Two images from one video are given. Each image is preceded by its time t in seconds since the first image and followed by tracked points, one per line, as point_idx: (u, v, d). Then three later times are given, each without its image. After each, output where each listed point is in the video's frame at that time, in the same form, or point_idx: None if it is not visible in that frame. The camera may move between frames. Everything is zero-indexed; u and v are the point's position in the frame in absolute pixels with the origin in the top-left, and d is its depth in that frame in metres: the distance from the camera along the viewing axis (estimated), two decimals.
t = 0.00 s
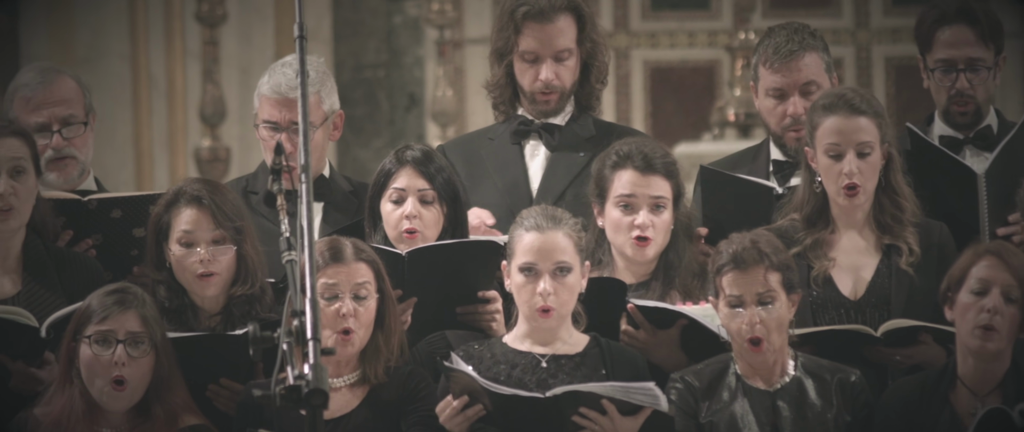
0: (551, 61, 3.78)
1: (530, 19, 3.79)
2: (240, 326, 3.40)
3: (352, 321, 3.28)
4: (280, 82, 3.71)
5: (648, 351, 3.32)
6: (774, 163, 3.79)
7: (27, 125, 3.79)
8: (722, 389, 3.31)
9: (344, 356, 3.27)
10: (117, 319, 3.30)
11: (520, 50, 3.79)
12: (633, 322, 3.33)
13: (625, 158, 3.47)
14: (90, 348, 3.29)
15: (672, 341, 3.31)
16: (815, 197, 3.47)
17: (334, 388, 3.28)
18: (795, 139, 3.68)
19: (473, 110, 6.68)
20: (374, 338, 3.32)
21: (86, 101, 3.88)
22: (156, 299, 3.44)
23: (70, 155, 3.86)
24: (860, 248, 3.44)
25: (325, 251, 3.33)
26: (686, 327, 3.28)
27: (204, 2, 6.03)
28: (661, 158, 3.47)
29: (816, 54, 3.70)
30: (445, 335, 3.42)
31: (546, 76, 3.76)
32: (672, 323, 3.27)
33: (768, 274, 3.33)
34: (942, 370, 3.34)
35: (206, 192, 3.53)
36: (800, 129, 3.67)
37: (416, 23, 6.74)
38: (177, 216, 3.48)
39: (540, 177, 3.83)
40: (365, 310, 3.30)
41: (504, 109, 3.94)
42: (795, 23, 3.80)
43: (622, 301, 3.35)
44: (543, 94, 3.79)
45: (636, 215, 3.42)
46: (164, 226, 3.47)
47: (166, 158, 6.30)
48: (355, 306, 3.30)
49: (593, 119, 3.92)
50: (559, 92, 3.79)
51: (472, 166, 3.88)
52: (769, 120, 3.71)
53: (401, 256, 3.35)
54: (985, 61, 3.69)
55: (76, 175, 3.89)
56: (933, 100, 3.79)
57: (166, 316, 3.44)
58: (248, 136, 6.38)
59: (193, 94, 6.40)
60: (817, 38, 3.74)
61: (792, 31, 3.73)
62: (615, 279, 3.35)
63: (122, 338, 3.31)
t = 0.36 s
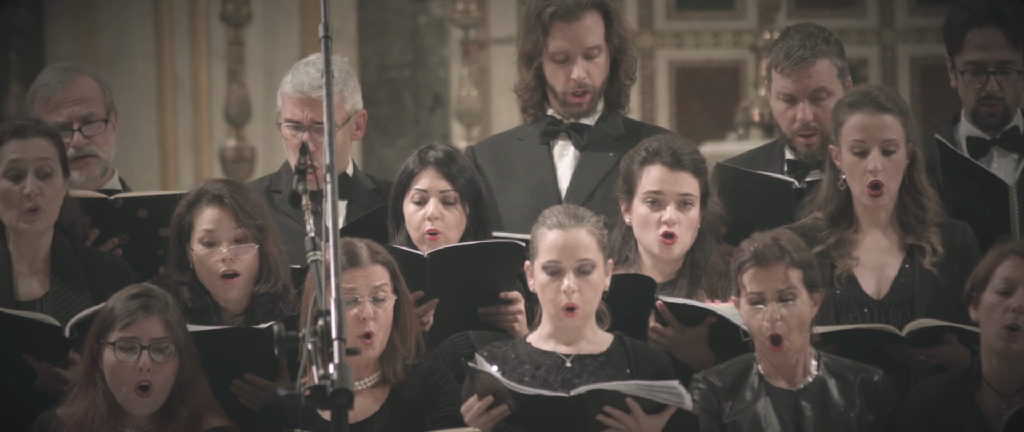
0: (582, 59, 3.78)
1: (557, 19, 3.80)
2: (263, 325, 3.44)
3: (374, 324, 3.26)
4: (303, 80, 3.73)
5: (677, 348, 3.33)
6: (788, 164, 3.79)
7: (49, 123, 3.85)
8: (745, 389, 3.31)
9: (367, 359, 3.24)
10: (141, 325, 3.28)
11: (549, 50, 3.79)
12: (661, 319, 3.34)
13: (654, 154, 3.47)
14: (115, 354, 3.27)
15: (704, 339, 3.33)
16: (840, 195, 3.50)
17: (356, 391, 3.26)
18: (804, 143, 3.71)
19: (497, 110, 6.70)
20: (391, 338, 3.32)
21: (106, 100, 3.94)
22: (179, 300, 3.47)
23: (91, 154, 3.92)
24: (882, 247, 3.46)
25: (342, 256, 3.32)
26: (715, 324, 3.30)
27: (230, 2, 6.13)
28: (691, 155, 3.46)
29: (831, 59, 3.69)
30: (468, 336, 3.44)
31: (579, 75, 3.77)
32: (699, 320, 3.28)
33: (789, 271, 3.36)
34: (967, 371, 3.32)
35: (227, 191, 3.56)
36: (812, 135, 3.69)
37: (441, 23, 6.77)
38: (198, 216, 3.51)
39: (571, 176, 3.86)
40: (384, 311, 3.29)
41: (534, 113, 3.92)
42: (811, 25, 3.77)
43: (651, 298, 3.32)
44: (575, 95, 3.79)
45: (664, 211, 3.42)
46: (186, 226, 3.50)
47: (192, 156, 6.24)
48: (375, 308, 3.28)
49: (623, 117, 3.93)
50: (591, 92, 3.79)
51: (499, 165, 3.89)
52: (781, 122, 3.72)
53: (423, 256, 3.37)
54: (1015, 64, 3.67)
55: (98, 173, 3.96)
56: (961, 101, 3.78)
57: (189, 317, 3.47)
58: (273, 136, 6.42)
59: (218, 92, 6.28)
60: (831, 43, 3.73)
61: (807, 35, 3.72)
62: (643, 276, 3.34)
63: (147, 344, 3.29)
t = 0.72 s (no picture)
0: (616, 61, 3.79)
1: (594, 19, 3.80)
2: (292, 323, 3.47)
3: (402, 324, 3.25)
4: (331, 92, 3.75)
5: (706, 352, 3.36)
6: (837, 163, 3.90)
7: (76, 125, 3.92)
8: (778, 389, 3.30)
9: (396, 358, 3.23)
10: (172, 329, 3.26)
11: (584, 50, 3.80)
12: (689, 323, 3.37)
13: (671, 162, 3.50)
14: (145, 357, 3.25)
15: (732, 341, 3.34)
16: (878, 192, 3.52)
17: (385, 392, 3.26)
18: (853, 143, 3.80)
19: (527, 110, 6.71)
20: (417, 341, 3.31)
21: (131, 100, 4.01)
22: (208, 299, 3.49)
23: (119, 154, 3.98)
24: (917, 248, 3.46)
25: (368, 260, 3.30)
26: (743, 328, 3.31)
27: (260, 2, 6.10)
28: (709, 163, 3.49)
29: (881, 61, 3.79)
30: (497, 332, 3.43)
31: (610, 76, 3.77)
32: (728, 324, 3.30)
33: (820, 273, 3.34)
34: (1000, 370, 3.29)
35: (255, 189, 3.59)
36: (858, 134, 3.78)
37: (471, 22, 6.81)
38: (226, 215, 3.53)
39: (606, 176, 3.86)
40: (411, 312, 3.28)
41: (567, 108, 3.97)
42: (865, 28, 3.87)
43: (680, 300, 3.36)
44: (606, 93, 3.80)
45: (685, 221, 3.45)
46: (214, 227, 3.52)
47: (223, 159, 6.32)
48: (402, 310, 3.27)
49: (656, 118, 3.93)
50: (624, 90, 3.80)
51: (534, 165, 3.91)
52: (830, 123, 3.83)
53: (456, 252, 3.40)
54: None
55: (125, 172, 4.02)
56: (994, 102, 3.76)
57: (218, 316, 3.48)
58: (304, 136, 6.47)
59: (249, 92, 6.36)
60: (884, 47, 3.82)
61: (860, 37, 3.82)
62: (672, 279, 3.37)
63: (178, 348, 3.27)
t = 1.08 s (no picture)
0: (646, 59, 3.80)
1: (627, 15, 3.82)
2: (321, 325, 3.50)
3: (429, 323, 3.26)
4: (365, 89, 3.78)
5: (735, 345, 3.40)
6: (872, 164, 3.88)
7: (106, 125, 3.96)
8: (809, 388, 3.29)
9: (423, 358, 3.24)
10: (200, 331, 3.27)
11: (615, 46, 3.81)
12: (718, 316, 3.42)
13: (694, 159, 3.51)
14: (173, 358, 3.25)
15: (762, 334, 3.38)
16: (908, 192, 3.50)
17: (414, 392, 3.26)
18: (890, 144, 3.75)
19: (555, 110, 6.73)
20: (444, 340, 3.34)
21: (161, 101, 4.06)
22: (236, 302, 3.52)
23: (150, 154, 4.01)
24: (948, 248, 3.46)
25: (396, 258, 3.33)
26: (772, 319, 3.34)
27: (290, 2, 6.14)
28: (731, 157, 3.50)
29: (921, 62, 3.79)
30: (526, 333, 3.46)
31: (641, 73, 3.79)
32: (757, 315, 3.34)
33: (853, 271, 3.32)
34: None
35: (283, 191, 3.63)
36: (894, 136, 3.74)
37: (500, 22, 6.83)
38: (255, 216, 3.56)
39: (637, 176, 3.87)
40: (438, 312, 3.29)
41: (598, 106, 3.98)
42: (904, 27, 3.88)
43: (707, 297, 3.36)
44: (635, 90, 3.81)
45: (709, 214, 3.45)
46: (242, 227, 3.56)
47: (252, 160, 6.37)
48: (428, 309, 3.29)
49: (686, 117, 3.94)
50: (654, 88, 3.81)
51: (565, 164, 3.93)
52: (868, 123, 3.81)
53: (483, 251, 3.40)
54: None
55: (156, 173, 4.04)
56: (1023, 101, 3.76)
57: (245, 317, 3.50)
58: (333, 136, 6.51)
59: (277, 92, 6.42)
60: (925, 47, 3.82)
61: (899, 37, 3.82)
62: (699, 272, 3.38)
63: (205, 350, 3.27)
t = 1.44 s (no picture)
0: (670, 54, 3.80)
1: (652, 11, 3.82)
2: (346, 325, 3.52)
3: (452, 322, 3.27)
4: (395, 86, 3.80)
5: (760, 348, 3.41)
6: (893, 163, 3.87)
7: (132, 126, 3.99)
8: (835, 387, 3.28)
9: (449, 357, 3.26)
10: (224, 332, 3.29)
11: (639, 42, 3.82)
12: (743, 320, 3.43)
13: (722, 165, 3.51)
14: (196, 359, 3.27)
15: (786, 337, 3.38)
16: (923, 195, 3.52)
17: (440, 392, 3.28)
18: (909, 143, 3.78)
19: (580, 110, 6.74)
20: (469, 339, 3.34)
21: (187, 101, 4.10)
22: (259, 301, 3.53)
23: (177, 154, 4.04)
24: (969, 249, 3.47)
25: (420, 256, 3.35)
26: (797, 322, 3.33)
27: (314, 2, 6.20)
28: (759, 166, 3.49)
29: (942, 63, 3.77)
30: (551, 334, 3.48)
31: (664, 69, 3.79)
32: (782, 318, 3.34)
33: (885, 264, 3.33)
34: None
35: (306, 193, 3.65)
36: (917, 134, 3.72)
37: (526, 22, 6.84)
38: (278, 219, 3.59)
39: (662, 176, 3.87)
40: (462, 309, 3.31)
41: (622, 104, 3.98)
42: (925, 27, 3.86)
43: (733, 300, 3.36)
44: (659, 87, 3.82)
45: (734, 225, 3.45)
46: (265, 230, 3.59)
47: (278, 160, 6.40)
48: (452, 307, 3.30)
49: (711, 116, 3.94)
50: (677, 85, 3.81)
51: (591, 164, 3.94)
52: (890, 124, 3.80)
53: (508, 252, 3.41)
54: None
55: (183, 174, 4.08)
56: None
57: (270, 318, 3.52)
58: (359, 136, 6.54)
59: (304, 93, 6.43)
60: (946, 48, 3.81)
61: (921, 37, 3.80)
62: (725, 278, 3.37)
63: (228, 351, 3.29)
